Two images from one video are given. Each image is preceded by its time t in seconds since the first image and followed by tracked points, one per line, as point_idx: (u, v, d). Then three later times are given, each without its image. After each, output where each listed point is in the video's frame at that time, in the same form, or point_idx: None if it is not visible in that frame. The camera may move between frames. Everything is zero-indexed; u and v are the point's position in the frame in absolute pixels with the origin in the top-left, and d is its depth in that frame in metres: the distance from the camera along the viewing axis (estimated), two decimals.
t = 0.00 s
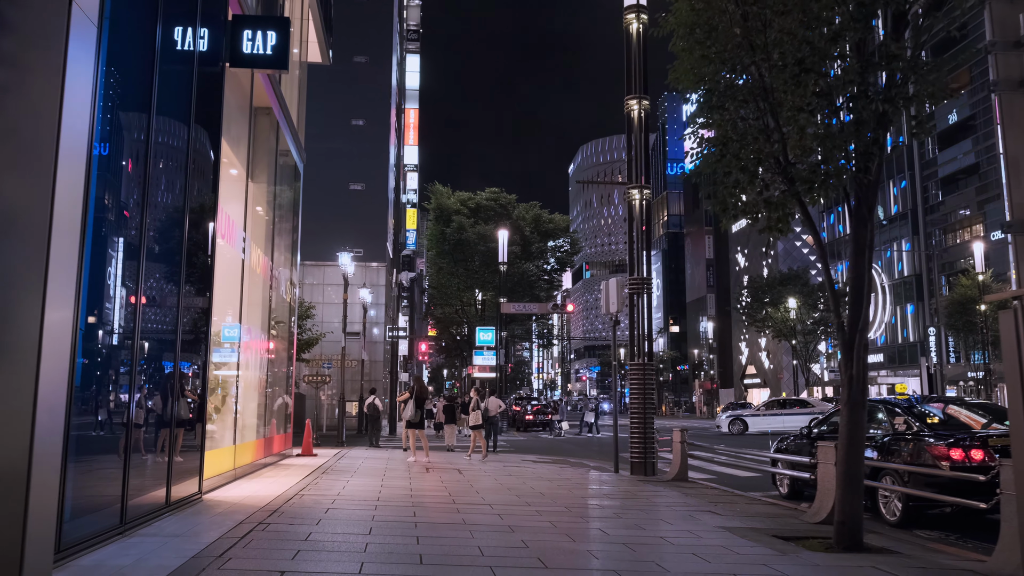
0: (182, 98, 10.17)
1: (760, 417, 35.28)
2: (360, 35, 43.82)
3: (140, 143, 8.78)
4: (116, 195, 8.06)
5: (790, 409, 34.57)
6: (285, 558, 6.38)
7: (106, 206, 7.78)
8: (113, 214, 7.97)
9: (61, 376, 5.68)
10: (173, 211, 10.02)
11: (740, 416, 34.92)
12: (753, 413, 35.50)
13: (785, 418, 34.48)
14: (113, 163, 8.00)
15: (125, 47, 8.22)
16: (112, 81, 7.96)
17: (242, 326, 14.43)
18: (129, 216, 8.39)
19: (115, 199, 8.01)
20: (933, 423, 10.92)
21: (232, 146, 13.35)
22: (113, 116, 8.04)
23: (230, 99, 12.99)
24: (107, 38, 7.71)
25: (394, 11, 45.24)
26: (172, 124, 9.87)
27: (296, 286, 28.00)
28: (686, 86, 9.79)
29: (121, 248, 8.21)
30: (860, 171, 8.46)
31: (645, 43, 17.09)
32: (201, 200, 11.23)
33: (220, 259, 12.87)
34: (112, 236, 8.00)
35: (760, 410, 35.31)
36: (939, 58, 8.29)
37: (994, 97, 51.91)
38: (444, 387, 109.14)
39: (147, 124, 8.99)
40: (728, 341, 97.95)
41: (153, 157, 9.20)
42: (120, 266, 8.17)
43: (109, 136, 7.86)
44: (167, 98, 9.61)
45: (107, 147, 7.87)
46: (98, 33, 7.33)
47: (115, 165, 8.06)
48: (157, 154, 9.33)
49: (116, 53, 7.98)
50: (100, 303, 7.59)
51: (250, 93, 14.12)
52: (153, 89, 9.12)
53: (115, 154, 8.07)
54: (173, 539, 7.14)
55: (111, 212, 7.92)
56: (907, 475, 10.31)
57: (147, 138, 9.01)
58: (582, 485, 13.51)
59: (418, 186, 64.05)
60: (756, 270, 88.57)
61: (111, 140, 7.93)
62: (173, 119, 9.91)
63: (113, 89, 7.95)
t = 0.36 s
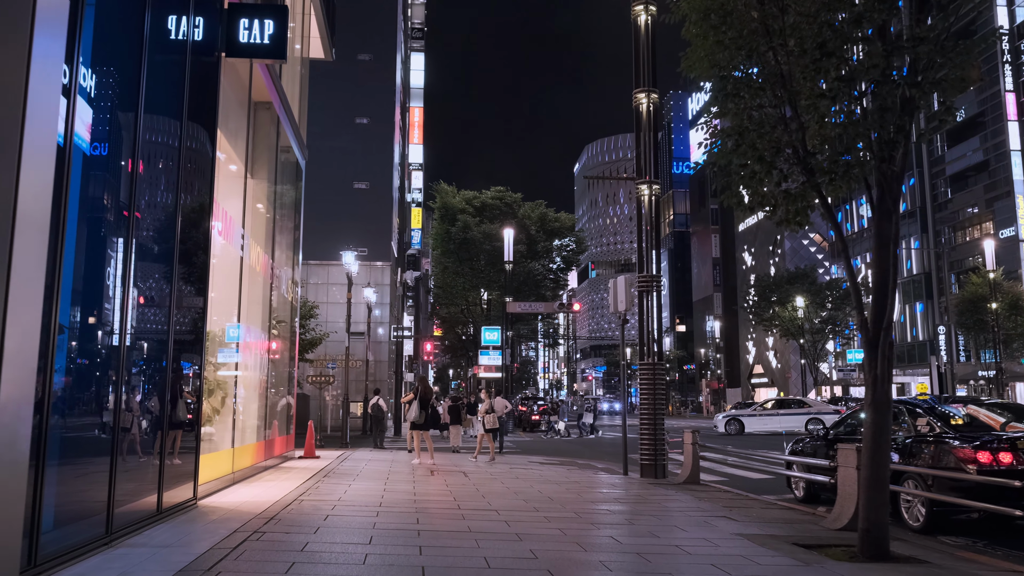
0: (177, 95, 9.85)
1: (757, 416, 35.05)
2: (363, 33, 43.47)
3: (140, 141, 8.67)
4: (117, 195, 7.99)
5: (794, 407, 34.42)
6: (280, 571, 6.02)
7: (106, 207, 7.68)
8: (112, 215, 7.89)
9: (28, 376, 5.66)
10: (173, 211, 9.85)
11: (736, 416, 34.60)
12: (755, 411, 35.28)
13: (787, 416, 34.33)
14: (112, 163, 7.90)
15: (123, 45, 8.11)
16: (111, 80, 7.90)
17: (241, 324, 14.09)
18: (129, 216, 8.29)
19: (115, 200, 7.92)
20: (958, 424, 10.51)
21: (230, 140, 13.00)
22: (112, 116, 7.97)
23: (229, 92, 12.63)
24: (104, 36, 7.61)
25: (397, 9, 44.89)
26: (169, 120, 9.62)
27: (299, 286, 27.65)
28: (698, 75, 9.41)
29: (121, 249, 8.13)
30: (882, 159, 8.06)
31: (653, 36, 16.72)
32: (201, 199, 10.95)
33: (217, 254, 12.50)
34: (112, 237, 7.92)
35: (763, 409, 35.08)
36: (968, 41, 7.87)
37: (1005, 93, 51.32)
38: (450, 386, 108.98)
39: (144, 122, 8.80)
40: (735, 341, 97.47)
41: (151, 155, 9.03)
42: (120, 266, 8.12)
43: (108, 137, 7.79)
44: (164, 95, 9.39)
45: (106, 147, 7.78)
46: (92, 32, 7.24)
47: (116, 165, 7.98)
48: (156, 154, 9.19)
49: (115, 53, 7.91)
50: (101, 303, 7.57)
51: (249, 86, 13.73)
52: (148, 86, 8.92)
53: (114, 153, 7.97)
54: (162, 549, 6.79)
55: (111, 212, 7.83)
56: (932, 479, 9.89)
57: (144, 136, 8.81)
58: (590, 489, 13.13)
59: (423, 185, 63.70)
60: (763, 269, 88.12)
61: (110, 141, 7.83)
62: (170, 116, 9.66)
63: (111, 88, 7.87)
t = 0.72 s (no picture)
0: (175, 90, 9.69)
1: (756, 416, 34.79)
2: (367, 30, 43.06)
3: (145, 142, 8.84)
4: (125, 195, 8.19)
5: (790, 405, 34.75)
6: None
7: (114, 207, 7.92)
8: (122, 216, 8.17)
9: None
10: (175, 211, 9.78)
11: (732, 416, 34.44)
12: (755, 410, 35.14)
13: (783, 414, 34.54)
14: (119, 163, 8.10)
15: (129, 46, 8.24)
16: (112, 79, 7.93)
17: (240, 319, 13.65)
18: (135, 214, 8.46)
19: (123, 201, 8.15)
20: (986, 425, 10.07)
21: (228, 131, 12.61)
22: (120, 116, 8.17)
23: (228, 83, 12.28)
24: (109, 38, 7.76)
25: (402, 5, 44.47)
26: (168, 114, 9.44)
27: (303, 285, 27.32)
28: (712, 60, 8.95)
29: (131, 248, 8.41)
30: (910, 143, 7.62)
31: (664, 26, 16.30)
32: (200, 197, 10.68)
33: (213, 246, 12.06)
34: (123, 238, 8.20)
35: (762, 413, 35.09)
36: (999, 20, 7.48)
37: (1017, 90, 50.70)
38: (458, 387, 108.89)
39: (147, 122, 8.90)
40: (744, 340, 96.90)
41: (154, 151, 9.14)
42: (131, 267, 8.46)
43: (117, 137, 8.01)
44: (161, 93, 9.23)
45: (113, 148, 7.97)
46: (93, 35, 7.34)
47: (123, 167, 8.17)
48: (157, 154, 9.20)
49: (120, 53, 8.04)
50: (103, 304, 7.64)
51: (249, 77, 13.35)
52: (151, 84, 8.98)
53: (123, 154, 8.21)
54: (149, 557, 6.39)
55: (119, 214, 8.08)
56: (959, 481, 9.46)
57: (148, 136, 8.91)
58: (600, 491, 12.72)
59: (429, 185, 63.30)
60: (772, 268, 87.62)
61: (118, 142, 8.04)
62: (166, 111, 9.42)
63: (117, 89, 8.05)
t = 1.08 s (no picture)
0: (174, 91, 9.67)
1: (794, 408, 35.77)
2: (371, 27, 42.68)
3: (148, 143, 8.90)
4: (128, 196, 8.26)
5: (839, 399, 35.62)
6: None
7: (117, 208, 7.99)
8: (123, 216, 8.17)
9: None
10: (172, 210, 9.59)
11: (726, 416, 34.25)
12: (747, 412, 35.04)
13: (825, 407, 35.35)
14: (122, 164, 8.15)
15: (136, 48, 8.39)
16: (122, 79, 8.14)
17: (237, 316, 13.29)
18: (136, 215, 8.47)
19: (125, 201, 8.18)
20: (1011, 424, 9.66)
21: (224, 122, 12.25)
22: (124, 117, 8.26)
23: (223, 72, 11.93)
24: (116, 39, 7.88)
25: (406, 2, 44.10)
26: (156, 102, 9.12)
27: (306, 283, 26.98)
28: (727, 43, 8.51)
29: (130, 250, 8.38)
30: (937, 126, 7.19)
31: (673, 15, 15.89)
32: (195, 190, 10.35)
33: (206, 240, 11.69)
34: (123, 238, 8.20)
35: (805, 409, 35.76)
36: None
37: None
38: (464, 386, 108.83)
39: (149, 121, 8.93)
40: (751, 340, 96.41)
41: (158, 152, 9.21)
42: (132, 268, 8.40)
43: (120, 137, 8.09)
44: (154, 89, 9.03)
45: (117, 148, 8.04)
46: (93, 35, 7.36)
47: (127, 168, 8.26)
48: (155, 152, 9.11)
49: (125, 55, 8.12)
50: (111, 305, 7.82)
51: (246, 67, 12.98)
52: (153, 86, 9.01)
53: (126, 154, 8.26)
54: (131, 566, 6.02)
55: (121, 213, 8.13)
56: (985, 483, 9.05)
57: (150, 134, 8.95)
58: (609, 493, 12.31)
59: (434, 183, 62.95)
60: (779, 267, 87.18)
61: (122, 142, 8.14)
62: (155, 103, 9.09)
63: (122, 89, 8.16)
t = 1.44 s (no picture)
0: (174, 91, 9.52)
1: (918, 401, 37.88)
2: (375, 23, 42.27)
3: (148, 142, 8.76)
4: (128, 197, 8.14)
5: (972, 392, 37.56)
6: None
7: (115, 207, 7.84)
8: (122, 216, 8.03)
9: None
10: (169, 210, 9.38)
11: (719, 416, 33.99)
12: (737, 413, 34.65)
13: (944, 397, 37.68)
14: (121, 162, 8.01)
15: (132, 44, 8.26)
16: (122, 79, 8.10)
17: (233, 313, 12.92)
18: (135, 217, 8.33)
19: (122, 200, 8.02)
20: None
21: (220, 113, 11.89)
22: (122, 114, 8.12)
23: (218, 59, 11.54)
24: (114, 36, 7.79)
25: None
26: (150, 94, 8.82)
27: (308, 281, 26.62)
28: (742, 28, 8.17)
29: (128, 249, 8.23)
30: (969, 110, 6.81)
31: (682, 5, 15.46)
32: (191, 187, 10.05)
33: (200, 235, 11.31)
34: (121, 237, 8.04)
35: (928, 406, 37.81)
36: None
37: None
38: (470, 386, 108.72)
39: (149, 119, 8.79)
40: (757, 339, 95.94)
41: (159, 152, 9.07)
42: (132, 267, 8.27)
43: (117, 136, 7.93)
44: (150, 86, 8.82)
45: (114, 147, 7.90)
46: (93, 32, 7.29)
47: (127, 169, 8.16)
48: (152, 152, 8.90)
49: (123, 52, 8.02)
50: (112, 308, 7.76)
51: (242, 56, 12.57)
52: (150, 84, 8.85)
53: (123, 153, 8.09)
54: None
55: (120, 213, 7.97)
56: (1013, 488, 8.62)
57: (149, 131, 8.79)
58: (617, 497, 11.91)
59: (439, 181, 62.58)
60: (786, 266, 86.71)
61: (120, 140, 7.98)
62: (150, 98, 8.83)
63: (120, 87, 8.03)
